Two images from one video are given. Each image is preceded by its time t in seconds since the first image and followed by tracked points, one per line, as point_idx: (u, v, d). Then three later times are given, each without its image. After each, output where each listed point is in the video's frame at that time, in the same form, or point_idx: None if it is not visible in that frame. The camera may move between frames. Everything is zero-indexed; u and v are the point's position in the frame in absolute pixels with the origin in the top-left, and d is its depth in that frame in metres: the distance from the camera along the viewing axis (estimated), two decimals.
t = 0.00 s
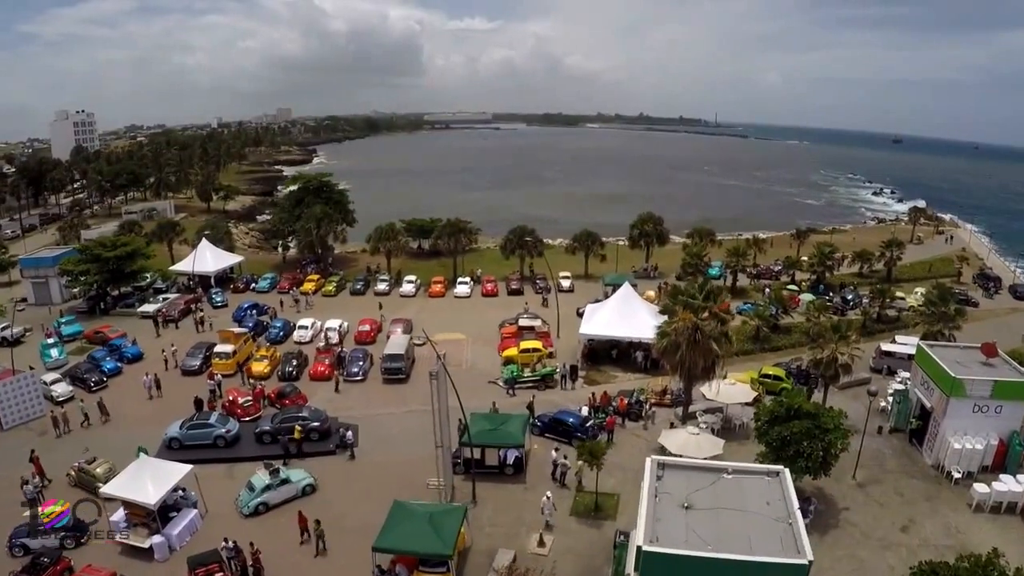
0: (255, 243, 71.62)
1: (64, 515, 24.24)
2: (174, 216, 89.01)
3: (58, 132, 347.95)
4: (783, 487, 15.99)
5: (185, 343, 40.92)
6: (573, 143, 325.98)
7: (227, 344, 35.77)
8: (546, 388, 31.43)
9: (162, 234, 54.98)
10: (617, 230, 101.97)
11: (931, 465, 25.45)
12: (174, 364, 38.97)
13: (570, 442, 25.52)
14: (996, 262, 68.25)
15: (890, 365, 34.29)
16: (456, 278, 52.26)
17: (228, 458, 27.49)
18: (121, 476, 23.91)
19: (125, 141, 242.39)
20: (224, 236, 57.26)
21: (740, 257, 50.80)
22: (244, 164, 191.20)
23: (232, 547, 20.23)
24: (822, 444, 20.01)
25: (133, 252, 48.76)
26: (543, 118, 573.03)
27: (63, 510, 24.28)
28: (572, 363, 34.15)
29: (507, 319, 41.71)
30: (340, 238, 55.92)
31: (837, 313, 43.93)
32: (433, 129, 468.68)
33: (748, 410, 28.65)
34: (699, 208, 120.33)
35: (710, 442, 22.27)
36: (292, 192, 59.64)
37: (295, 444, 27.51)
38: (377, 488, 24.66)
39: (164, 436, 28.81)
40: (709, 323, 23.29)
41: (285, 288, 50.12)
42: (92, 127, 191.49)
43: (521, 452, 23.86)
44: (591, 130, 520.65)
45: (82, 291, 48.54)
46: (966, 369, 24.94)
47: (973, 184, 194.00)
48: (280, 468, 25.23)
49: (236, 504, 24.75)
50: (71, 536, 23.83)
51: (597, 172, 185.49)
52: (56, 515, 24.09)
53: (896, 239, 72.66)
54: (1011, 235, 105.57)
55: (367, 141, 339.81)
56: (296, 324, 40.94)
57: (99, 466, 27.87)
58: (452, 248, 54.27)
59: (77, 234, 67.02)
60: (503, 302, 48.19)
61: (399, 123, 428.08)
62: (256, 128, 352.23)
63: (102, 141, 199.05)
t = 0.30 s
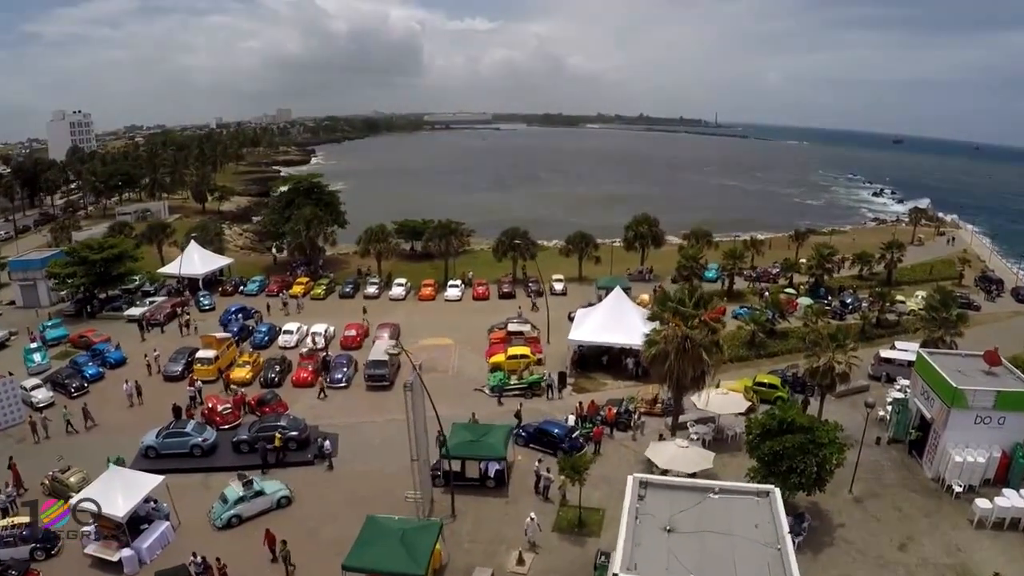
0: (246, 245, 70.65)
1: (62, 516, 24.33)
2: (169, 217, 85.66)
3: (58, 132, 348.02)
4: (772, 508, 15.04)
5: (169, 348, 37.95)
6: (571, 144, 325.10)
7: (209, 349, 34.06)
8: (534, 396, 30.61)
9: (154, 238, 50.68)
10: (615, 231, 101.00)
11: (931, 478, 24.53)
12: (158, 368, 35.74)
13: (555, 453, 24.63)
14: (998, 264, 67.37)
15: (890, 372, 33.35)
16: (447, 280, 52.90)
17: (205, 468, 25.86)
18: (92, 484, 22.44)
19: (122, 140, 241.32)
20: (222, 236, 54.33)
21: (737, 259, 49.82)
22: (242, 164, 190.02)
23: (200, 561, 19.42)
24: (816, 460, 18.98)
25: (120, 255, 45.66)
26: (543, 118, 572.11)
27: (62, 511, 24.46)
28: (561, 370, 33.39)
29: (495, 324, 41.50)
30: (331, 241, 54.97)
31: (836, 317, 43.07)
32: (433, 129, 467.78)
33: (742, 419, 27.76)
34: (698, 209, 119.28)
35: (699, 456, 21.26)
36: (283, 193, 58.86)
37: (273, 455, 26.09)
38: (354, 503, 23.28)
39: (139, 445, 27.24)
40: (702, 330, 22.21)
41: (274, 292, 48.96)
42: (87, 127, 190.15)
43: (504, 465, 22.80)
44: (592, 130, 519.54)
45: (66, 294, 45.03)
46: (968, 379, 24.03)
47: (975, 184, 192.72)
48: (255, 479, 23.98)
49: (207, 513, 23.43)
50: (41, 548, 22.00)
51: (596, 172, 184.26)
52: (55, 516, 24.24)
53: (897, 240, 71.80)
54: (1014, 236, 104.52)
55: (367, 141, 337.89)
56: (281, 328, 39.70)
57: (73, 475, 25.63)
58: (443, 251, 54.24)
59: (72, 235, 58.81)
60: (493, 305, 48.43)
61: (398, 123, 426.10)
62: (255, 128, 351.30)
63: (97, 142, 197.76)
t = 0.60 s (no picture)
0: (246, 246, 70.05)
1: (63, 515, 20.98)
2: (172, 217, 84.50)
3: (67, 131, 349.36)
4: (767, 534, 14.11)
5: (162, 350, 36.40)
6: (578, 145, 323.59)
7: (199, 352, 32.91)
8: (528, 404, 29.80)
9: (151, 237, 49.15)
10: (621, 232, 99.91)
11: (939, 495, 23.52)
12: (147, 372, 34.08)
13: (547, 466, 23.76)
14: (1010, 268, 65.95)
15: (898, 382, 32.30)
16: (446, 283, 52.34)
17: (189, 476, 24.76)
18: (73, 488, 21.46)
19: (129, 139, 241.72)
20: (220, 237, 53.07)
21: (742, 263, 48.74)
22: (248, 164, 189.95)
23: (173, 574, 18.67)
24: (817, 478, 17.97)
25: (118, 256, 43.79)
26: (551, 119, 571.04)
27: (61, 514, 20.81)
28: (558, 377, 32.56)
29: (493, 329, 40.61)
30: (330, 242, 54.32)
31: (842, 324, 42.03)
32: (440, 129, 467.47)
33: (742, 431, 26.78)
34: (705, 211, 117.96)
35: (696, 471, 20.24)
36: (283, 193, 58.36)
37: (258, 464, 25.15)
38: (336, 516, 22.35)
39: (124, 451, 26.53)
40: (700, 339, 21.26)
41: (271, 293, 48.14)
42: (94, 126, 190.45)
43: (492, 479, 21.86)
44: (600, 131, 518.01)
45: (62, 296, 43.16)
46: (978, 392, 23.02)
47: (988, 186, 190.09)
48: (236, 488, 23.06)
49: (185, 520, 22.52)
50: (19, 556, 21.05)
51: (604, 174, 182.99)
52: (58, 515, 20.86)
53: (906, 243, 70.40)
54: None
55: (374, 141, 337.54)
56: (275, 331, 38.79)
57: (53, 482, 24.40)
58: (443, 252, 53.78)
59: (71, 234, 55.95)
60: (493, 309, 47.74)
61: (407, 123, 425.25)
62: (263, 127, 352.06)
63: (104, 142, 198.07)
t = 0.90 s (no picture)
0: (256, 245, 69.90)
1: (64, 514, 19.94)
2: (183, 216, 84.47)
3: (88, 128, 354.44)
4: (767, 564, 13.16)
5: (162, 351, 35.91)
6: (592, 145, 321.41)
7: (197, 354, 32.32)
8: (529, 413, 29.06)
9: (158, 236, 48.67)
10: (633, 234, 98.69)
11: (954, 516, 22.43)
12: (146, 372, 33.70)
13: (544, 479, 22.94)
14: None
15: (913, 395, 31.12)
16: (453, 286, 51.80)
17: (180, 481, 24.28)
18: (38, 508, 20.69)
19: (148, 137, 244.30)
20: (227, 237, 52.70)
21: (755, 268, 47.50)
22: (263, 163, 190.94)
23: None
24: (825, 502, 17.02)
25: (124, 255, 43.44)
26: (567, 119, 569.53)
27: (66, 508, 20.07)
28: (561, 385, 31.76)
29: (498, 334, 39.84)
30: (337, 243, 53.94)
31: (857, 333, 40.77)
32: (456, 129, 467.93)
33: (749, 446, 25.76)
34: (719, 214, 116.32)
35: (697, 489, 19.36)
36: (289, 193, 58.15)
37: (249, 470, 24.54)
38: (324, 527, 21.70)
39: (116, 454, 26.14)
40: (705, 351, 20.18)
41: (276, 294, 47.73)
42: (111, 125, 192.64)
43: (486, 492, 21.09)
44: (615, 132, 515.53)
45: (67, 296, 42.77)
46: (998, 410, 21.86)
47: (1012, 191, 186.05)
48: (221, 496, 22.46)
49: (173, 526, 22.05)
50: (5, 560, 20.60)
51: (618, 175, 181.40)
52: (59, 515, 19.81)
53: (925, 249, 68.66)
54: None
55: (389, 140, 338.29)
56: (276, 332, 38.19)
57: (43, 485, 24.01)
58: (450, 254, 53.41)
59: (81, 233, 55.93)
60: (500, 313, 47.04)
61: (423, 123, 426.22)
62: (280, 127, 354.43)
63: (122, 140, 200.12)
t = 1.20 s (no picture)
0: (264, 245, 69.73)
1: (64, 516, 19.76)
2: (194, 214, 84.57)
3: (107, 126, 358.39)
4: None
5: (162, 353, 35.43)
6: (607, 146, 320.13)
7: (195, 357, 31.76)
8: (528, 422, 28.37)
9: (163, 235, 48.44)
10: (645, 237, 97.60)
11: (967, 538, 21.41)
12: (145, 373, 33.06)
13: (539, 492, 22.20)
14: None
15: (927, 408, 30.03)
16: (458, 289, 51.27)
17: (169, 487, 23.76)
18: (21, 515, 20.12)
19: (164, 135, 246.10)
20: (233, 237, 52.40)
21: (767, 273, 46.37)
22: (276, 162, 191.64)
23: None
24: (828, 526, 16.13)
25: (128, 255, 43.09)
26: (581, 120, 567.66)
27: (67, 507, 20.09)
28: (563, 393, 31.03)
29: (502, 339, 39.24)
30: (343, 244, 53.57)
31: (870, 342, 39.66)
32: (470, 128, 467.90)
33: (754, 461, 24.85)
34: (733, 216, 114.81)
35: (696, 508, 18.54)
36: (296, 193, 57.96)
37: (238, 477, 23.98)
38: (311, 537, 21.04)
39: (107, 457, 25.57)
40: (708, 363, 19.24)
41: (280, 296, 47.48)
42: (126, 123, 194.21)
43: (477, 506, 20.41)
44: (630, 133, 513.01)
45: (71, 294, 42.35)
46: (1016, 428, 20.80)
47: None
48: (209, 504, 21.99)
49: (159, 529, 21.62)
50: None
51: (631, 176, 180.05)
52: (60, 514, 19.75)
53: (943, 254, 67.02)
54: None
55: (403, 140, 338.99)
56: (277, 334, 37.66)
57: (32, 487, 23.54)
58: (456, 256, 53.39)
59: (89, 231, 55.90)
60: (505, 317, 46.42)
61: (438, 123, 426.63)
62: (295, 125, 356.25)
63: (136, 138, 201.70)
